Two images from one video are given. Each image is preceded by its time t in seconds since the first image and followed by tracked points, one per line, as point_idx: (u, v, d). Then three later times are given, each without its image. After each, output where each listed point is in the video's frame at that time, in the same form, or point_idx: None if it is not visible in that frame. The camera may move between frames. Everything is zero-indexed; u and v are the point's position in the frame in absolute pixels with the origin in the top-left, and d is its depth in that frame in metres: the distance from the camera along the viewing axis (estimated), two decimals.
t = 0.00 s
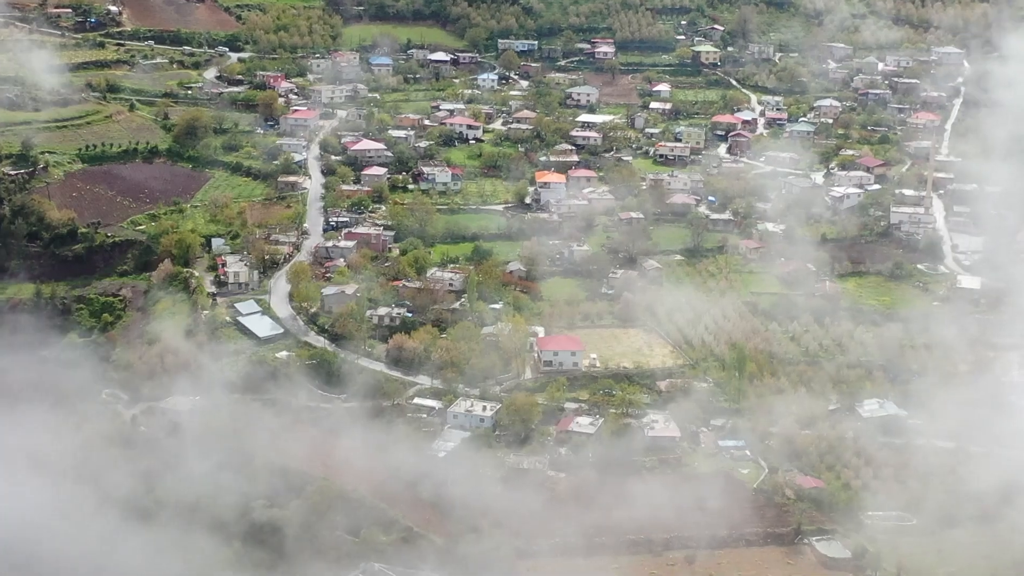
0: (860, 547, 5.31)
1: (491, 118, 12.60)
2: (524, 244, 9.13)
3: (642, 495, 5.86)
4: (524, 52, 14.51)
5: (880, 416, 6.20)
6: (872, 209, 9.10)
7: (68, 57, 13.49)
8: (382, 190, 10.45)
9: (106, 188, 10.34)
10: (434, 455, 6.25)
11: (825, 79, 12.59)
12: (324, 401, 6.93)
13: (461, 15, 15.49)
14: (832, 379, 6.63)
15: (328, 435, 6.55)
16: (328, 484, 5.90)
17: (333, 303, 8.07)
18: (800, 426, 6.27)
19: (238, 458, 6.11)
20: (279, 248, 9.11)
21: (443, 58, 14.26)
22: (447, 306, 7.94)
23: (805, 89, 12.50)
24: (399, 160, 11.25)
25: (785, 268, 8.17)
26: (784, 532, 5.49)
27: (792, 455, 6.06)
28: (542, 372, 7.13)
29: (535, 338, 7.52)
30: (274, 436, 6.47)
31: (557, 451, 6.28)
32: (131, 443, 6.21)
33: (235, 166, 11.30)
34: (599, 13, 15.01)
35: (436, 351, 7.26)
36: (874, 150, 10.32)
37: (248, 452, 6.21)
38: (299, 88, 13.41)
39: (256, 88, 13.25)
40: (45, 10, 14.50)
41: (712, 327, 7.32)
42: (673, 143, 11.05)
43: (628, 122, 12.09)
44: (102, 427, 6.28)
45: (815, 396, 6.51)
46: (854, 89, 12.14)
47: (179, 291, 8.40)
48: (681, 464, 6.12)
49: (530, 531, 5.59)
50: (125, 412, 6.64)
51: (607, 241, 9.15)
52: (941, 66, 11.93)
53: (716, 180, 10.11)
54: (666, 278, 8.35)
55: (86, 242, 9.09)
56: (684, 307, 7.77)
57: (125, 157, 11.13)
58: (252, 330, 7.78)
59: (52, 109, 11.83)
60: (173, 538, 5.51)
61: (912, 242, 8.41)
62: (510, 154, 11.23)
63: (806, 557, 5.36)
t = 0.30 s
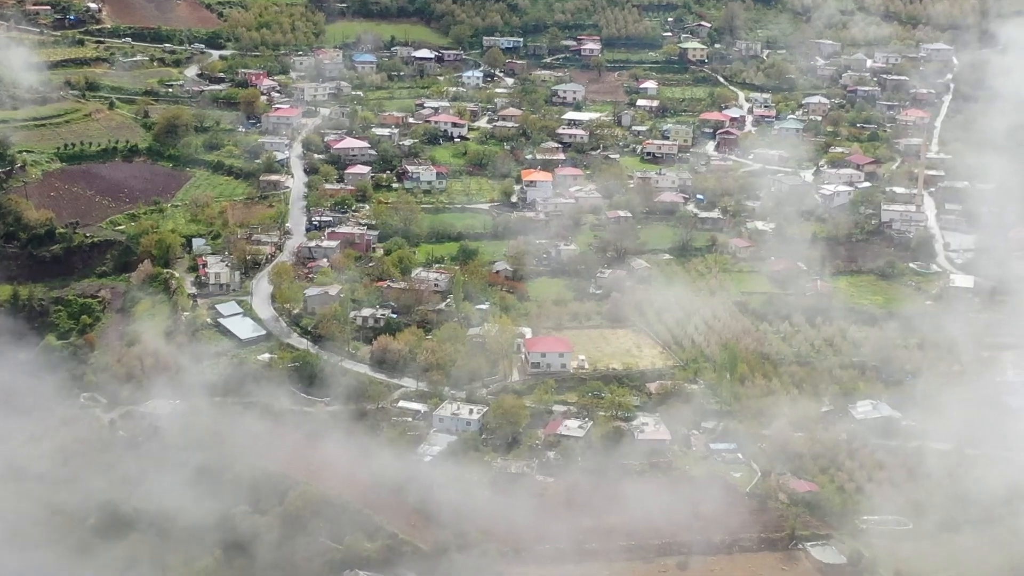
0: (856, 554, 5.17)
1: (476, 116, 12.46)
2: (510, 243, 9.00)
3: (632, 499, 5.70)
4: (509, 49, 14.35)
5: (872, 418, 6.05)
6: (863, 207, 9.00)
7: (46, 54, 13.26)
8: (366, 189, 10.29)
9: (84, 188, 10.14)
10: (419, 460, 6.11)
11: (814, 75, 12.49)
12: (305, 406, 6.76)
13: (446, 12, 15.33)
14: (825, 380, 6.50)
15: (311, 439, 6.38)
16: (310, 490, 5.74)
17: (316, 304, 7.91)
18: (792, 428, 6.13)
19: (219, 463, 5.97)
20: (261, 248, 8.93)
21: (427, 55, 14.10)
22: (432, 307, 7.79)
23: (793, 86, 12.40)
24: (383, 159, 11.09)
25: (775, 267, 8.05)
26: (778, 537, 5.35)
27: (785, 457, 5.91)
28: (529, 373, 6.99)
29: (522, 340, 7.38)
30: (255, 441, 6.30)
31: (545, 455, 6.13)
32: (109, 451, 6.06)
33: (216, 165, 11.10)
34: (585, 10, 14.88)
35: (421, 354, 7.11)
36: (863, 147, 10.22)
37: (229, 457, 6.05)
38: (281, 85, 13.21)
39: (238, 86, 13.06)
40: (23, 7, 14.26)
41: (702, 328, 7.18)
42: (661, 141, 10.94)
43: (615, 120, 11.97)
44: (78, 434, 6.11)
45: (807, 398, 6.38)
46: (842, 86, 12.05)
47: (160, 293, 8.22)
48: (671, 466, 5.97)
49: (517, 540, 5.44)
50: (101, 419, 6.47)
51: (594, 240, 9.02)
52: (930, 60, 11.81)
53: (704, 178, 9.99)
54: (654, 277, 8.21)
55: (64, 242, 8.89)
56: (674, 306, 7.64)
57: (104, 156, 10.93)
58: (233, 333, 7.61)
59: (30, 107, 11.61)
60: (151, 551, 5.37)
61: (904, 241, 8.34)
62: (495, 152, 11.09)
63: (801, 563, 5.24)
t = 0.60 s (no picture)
0: (847, 560, 5.06)
1: (458, 114, 12.31)
2: (494, 242, 8.86)
3: (620, 503, 5.57)
4: (491, 46, 14.20)
5: (862, 419, 5.94)
6: (850, 205, 8.91)
7: (21, 52, 13.03)
8: (346, 188, 10.13)
9: (59, 187, 9.93)
10: (401, 465, 5.97)
11: (799, 71, 12.40)
12: (285, 410, 6.59)
13: (427, 8, 15.16)
14: (814, 381, 6.38)
15: (292, 444, 6.23)
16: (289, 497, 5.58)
17: (296, 305, 7.76)
18: (780, 429, 6.00)
19: (199, 469, 5.80)
20: (240, 248, 8.75)
21: (408, 52, 13.93)
22: (415, 307, 7.64)
23: (777, 82, 12.30)
24: (364, 157, 10.93)
25: (762, 265, 7.95)
26: (768, 543, 5.24)
27: (775, 459, 5.79)
28: (513, 375, 6.85)
29: (506, 340, 7.24)
30: (233, 447, 6.14)
31: (530, 459, 5.98)
32: (86, 456, 5.89)
33: (194, 164, 10.89)
34: (567, 6, 14.75)
35: (404, 355, 6.97)
36: (850, 145, 10.15)
37: (209, 463, 5.89)
38: (260, 83, 13.02)
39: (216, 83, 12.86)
40: None
41: (688, 328, 7.06)
42: (645, 138, 10.83)
43: (599, 117, 11.85)
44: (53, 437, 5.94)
45: (795, 399, 6.26)
46: (827, 82, 11.97)
47: (137, 294, 8.05)
48: (660, 469, 5.84)
49: (502, 547, 5.30)
50: (76, 422, 6.28)
51: (578, 239, 8.90)
52: (915, 56, 11.77)
53: (689, 175, 9.89)
54: (640, 276, 8.09)
55: (39, 242, 8.69)
56: (661, 306, 7.52)
57: (79, 155, 10.73)
58: (210, 335, 7.44)
59: (3, 106, 11.39)
60: (125, 561, 5.20)
61: (892, 239, 8.26)
62: (478, 149, 10.94)
63: (793, 568, 5.12)
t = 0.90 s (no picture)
0: (841, 564, 4.94)
1: (439, 111, 12.15)
2: (476, 241, 8.72)
3: (608, 508, 5.42)
4: (471, 42, 14.04)
5: (852, 419, 5.85)
6: (836, 202, 8.82)
7: None
8: (325, 186, 9.96)
9: (32, 187, 9.72)
10: (383, 470, 5.82)
11: (782, 68, 12.32)
12: (262, 414, 6.42)
13: (407, 4, 14.98)
14: (803, 382, 6.27)
15: (269, 449, 6.06)
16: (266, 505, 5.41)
17: (274, 306, 7.54)
18: (768, 430, 5.88)
19: (174, 476, 5.63)
20: (217, 248, 8.57)
21: (387, 49, 13.75)
22: (396, 308, 7.49)
23: (761, 79, 12.21)
24: (343, 155, 10.76)
25: (748, 264, 7.84)
26: (759, 548, 5.09)
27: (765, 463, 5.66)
28: (497, 377, 6.72)
29: (489, 341, 7.09)
30: (210, 453, 5.97)
31: (515, 463, 5.84)
32: (58, 464, 5.71)
33: (171, 162, 10.68)
34: (548, 2, 14.62)
35: (384, 357, 6.81)
36: (835, 141, 10.06)
37: (183, 469, 5.70)
38: (238, 80, 12.82)
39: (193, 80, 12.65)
40: None
41: (675, 327, 6.94)
42: (628, 135, 10.71)
43: (581, 114, 11.73)
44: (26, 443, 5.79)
45: (784, 399, 6.13)
46: (811, 79, 11.89)
47: (112, 295, 7.86)
48: (646, 474, 5.70)
49: (485, 553, 5.14)
50: (48, 429, 6.10)
51: (561, 238, 8.77)
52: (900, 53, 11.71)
53: (673, 173, 9.78)
54: (624, 275, 7.97)
55: (11, 242, 8.47)
56: (646, 305, 7.40)
57: (53, 154, 10.52)
58: (187, 336, 7.26)
59: None
60: (96, 573, 5.02)
61: (880, 237, 8.18)
62: (458, 147, 10.79)
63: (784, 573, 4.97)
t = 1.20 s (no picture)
0: (832, 570, 4.82)
1: (418, 109, 12.00)
2: (456, 241, 8.58)
3: (595, 515, 5.30)
4: (451, 40, 13.89)
5: (840, 423, 5.72)
6: (821, 200, 8.74)
7: None
8: (303, 186, 9.79)
9: (3, 188, 9.51)
10: (362, 476, 5.65)
11: (765, 66, 12.23)
12: (238, 419, 6.25)
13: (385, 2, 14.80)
14: (791, 384, 6.15)
15: (246, 457, 5.90)
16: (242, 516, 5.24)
17: (252, 308, 7.38)
18: (757, 434, 5.74)
19: (149, 488, 5.48)
20: (192, 249, 8.39)
21: (366, 47, 13.57)
22: (375, 310, 7.34)
23: (743, 77, 12.13)
24: (321, 154, 10.59)
25: (733, 263, 7.73)
26: (748, 554, 4.95)
27: (754, 466, 5.52)
28: (479, 380, 6.56)
29: (470, 343, 6.95)
30: (184, 462, 5.80)
31: (498, 468, 5.71)
32: (33, 474, 5.63)
33: (145, 162, 10.47)
34: None
35: (364, 360, 6.66)
36: (819, 139, 9.98)
37: (158, 481, 5.56)
38: (215, 79, 12.62)
39: (168, 79, 12.42)
40: None
41: (659, 328, 6.82)
42: (611, 134, 10.61)
43: (563, 112, 11.61)
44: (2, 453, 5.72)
45: (772, 401, 6.01)
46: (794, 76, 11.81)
47: (85, 297, 7.66)
48: (633, 479, 5.59)
49: (467, 563, 5.00)
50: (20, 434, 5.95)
51: (543, 237, 8.65)
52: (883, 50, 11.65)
53: (656, 171, 9.68)
54: (608, 275, 7.84)
55: None
56: (630, 306, 7.28)
57: (25, 154, 10.30)
58: (161, 340, 7.06)
59: None
60: None
61: (866, 235, 8.10)
62: (439, 146, 10.64)
63: None
